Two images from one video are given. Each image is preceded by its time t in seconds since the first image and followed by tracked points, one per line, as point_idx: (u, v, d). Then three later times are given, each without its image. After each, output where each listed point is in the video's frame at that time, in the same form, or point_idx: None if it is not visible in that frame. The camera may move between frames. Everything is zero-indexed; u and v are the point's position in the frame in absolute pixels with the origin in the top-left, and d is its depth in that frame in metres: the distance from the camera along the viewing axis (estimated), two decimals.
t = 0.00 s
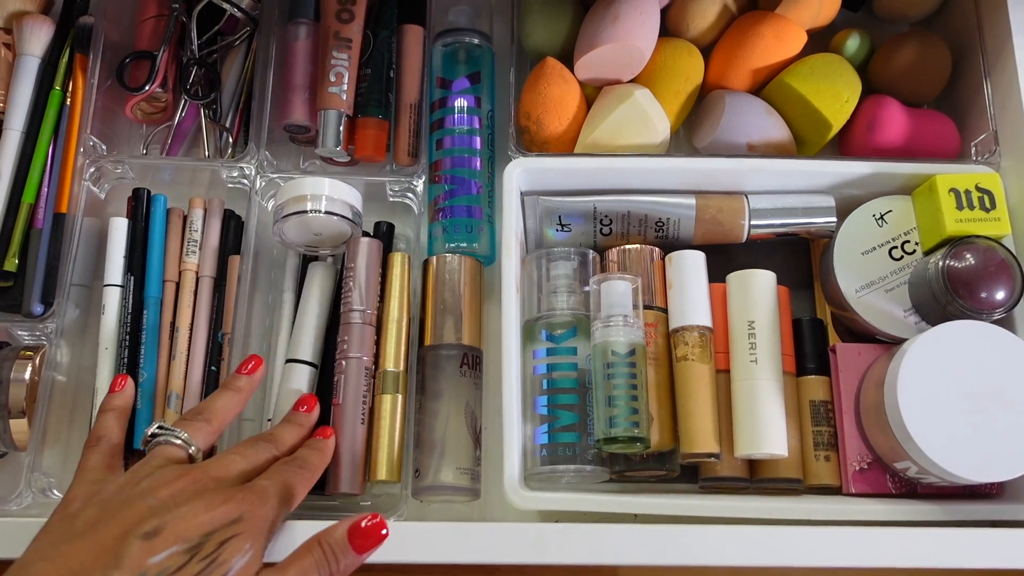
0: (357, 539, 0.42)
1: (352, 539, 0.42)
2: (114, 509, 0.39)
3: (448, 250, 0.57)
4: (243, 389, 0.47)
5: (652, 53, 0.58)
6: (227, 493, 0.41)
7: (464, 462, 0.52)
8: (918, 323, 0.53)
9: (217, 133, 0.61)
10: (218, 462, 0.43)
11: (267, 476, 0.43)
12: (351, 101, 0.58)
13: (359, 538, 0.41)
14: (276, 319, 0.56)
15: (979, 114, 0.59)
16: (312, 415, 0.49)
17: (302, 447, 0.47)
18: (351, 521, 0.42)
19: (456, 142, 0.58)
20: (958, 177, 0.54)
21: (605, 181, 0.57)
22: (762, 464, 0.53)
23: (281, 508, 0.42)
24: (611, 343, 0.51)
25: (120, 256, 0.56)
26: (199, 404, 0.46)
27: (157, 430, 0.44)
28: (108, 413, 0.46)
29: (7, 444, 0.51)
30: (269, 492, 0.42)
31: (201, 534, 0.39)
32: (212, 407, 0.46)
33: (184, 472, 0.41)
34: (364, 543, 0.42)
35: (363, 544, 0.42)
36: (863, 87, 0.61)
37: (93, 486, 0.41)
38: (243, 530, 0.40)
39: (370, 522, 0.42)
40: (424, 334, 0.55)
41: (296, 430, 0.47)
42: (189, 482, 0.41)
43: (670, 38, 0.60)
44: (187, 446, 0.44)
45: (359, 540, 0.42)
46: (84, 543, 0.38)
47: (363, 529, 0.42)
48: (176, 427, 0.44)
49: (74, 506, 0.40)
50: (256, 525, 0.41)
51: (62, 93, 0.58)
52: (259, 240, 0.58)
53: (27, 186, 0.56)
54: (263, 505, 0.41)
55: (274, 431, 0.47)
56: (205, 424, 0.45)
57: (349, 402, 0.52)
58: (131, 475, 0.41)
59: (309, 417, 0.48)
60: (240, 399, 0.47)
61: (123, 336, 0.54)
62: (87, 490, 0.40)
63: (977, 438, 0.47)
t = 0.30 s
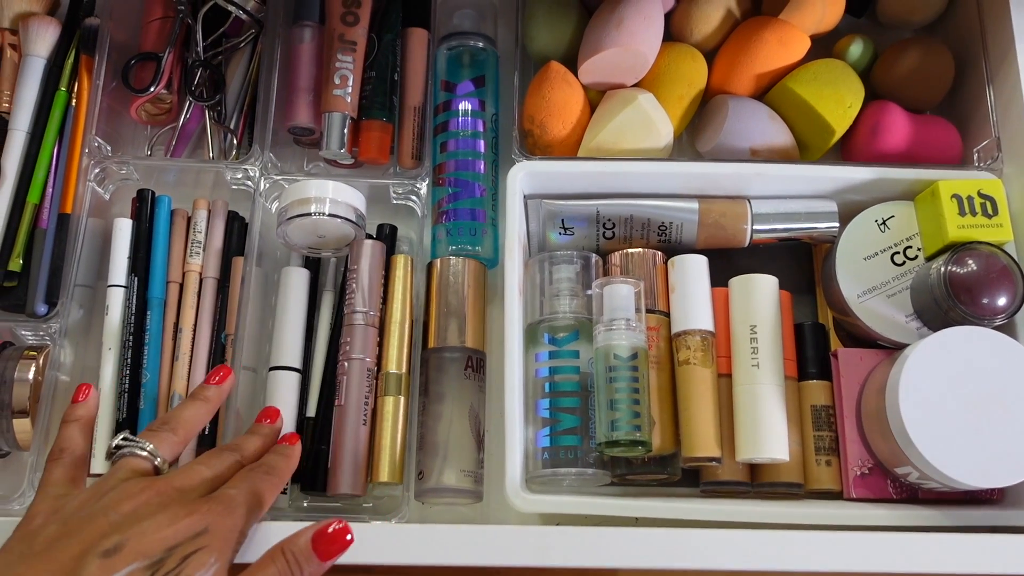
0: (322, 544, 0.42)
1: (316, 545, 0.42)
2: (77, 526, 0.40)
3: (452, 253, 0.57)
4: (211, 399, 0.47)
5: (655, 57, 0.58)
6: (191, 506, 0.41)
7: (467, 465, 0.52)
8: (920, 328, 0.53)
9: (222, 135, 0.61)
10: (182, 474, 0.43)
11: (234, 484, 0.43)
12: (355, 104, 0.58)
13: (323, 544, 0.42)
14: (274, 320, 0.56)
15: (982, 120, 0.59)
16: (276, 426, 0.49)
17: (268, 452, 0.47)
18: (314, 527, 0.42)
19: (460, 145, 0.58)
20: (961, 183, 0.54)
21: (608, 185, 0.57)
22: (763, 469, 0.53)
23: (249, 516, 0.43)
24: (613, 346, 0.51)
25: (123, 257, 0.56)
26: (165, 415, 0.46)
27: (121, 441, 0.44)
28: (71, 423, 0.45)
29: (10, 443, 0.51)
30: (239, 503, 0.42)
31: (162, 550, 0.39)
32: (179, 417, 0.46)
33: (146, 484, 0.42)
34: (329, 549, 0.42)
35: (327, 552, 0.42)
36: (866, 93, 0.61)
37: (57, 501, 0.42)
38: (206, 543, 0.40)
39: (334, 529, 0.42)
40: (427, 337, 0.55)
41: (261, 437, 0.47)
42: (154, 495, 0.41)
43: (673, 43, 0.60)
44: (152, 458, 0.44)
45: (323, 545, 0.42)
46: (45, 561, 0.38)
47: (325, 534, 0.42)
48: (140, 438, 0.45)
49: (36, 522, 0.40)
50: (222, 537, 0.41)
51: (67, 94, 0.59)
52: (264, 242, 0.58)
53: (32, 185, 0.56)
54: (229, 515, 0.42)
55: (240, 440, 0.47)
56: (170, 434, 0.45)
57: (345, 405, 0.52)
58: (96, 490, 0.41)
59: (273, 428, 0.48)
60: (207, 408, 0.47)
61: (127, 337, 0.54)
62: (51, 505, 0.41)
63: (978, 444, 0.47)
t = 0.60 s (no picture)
0: (356, 532, 0.41)
1: (351, 531, 0.41)
2: (115, 491, 0.39)
3: (458, 253, 0.57)
4: (263, 360, 0.47)
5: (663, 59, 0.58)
6: (231, 479, 0.40)
7: (472, 465, 0.52)
8: (927, 332, 0.53)
9: (229, 133, 0.61)
10: (234, 435, 0.42)
11: (283, 452, 0.42)
12: (363, 103, 0.58)
13: (357, 530, 0.41)
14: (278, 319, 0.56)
15: (990, 125, 0.59)
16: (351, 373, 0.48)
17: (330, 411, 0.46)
18: (352, 513, 0.41)
19: (467, 145, 0.58)
20: (968, 188, 0.54)
21: (615, 187, 0.57)
22: (768, 472, 0.53)
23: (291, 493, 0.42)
24: (618, 347, 0.51)
25: (129, 253, 0.56)
26: (217, 374, 0.46)
27: (169, 402, 0.44)
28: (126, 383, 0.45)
29: (15, 440, 0.51)
30: (280, 477, 0.41)
31: (198, 523, 0.39)
32: (227, 378, 0.46)
33: (185, 454, 0.41)
34: (363, 535, 0.41)
35: (361, 539, 0.41)
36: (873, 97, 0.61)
37: (102, 458, 0.41)
38: (242, 519, 0.40)
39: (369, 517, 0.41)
40: (432, 337, 0.55)
41: (328, 390, 0.46)
42: (192, 468, 0.40)
43: (681, 45, 0.60)
44: (199, 419, 0.44)
45: (356, 533, 0.41)
46: (78, 525, 0.38)
47: (362, 521, 0.41)
48: (188, 399, 0.44)
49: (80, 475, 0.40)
50: (258, 512, 0.40)
51: (75, 91, 0.58)
52: (270, 240, 0.58)
53: (38, 181, 0.56)
54: (267, 491, 0.41)
55: (304, 394, 0.46)
56: (218, 396, 0.45)
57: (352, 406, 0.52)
58: (141, 452, 0.41)
59: (347, 375, 0.47)
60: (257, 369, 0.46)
61: (132, 334, 0.55)
62: (98, 462, 0.41)
63: (985, 450, 0.47)
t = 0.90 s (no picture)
0: (342, 491, 0.43)
1: (337, 490, 0.43)
2: (119, 459, 0.40)
3: (461, 250, 0.57)
4: (241, 331, 0.48)
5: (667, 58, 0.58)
6: (229, 448, 0.42)
7: (474, 462, 0.52)
8: (930, 332, 0.53)
9: (233, 130, 0.61)
10: (219, 405, 0.43)
11: (277, 432, 0.44)
12: (367, 100, 0.58)
13: (342, 489, 0.43)
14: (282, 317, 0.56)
15: (994, 125, 0.59)
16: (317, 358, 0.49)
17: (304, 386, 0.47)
18: (334, 473, 0.43)
19: (470, 143, 0.58)
20: (972, 187, 0.54)
21: (618, 185, 0.57)
22: (770, 471, 0.53)
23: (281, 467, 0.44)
24: (621, 345, 0.51)
25: (134, 248, 0.56)
26: (198, 342, 0.47)
27: (155, 368, 0.45)
28: (108, 346, 0.46)
29: (17, 435, 0.51)
30: (274, 453, 0.43)
31: (202, 489, 0.40)
32: (211, 345, 0.46)
33: (182, 423, 0.42)
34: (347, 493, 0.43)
35: (346, 497, 0.43)
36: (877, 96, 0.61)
37: (93, 425, 0.42)
38: (242, 488, 0.41)
39: (351, 477, 0.43)
40: (435, 334, 0.55)
41: (300, 367, 0.48)
42: (190, 436, 0.42)
43: (685, 44, 0.60)
44: (184, 386, 0.44)
45: (341, 493, 0.43)
46: (85, 495, 0.39)
47: (347, 480, 0.43)
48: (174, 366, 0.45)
49: (76, 445, 0.41)
50: (254, 483, 0.42)
51: (80, 87, 0.59)
52: (273, 237, 0.58)
53: (43, 176, 0.56)
54: (263, 463, 0.43)
55: (280, 366, 0.47)
56: (202, 363, 0.46)
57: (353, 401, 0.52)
58: (135, 421, 0.42)
59: (314, 359, 0.49)
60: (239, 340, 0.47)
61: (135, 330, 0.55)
62: (88, 428, 0.42)
63: (987, 448, 0.47)
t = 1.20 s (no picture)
0: (301, 542, 0.41)
1: (295, 542, 0.41)
2: (63, 518, 0.40)
3: (462, 254, 0.57)
4: (207, 384, 0.47)
5: (667, 61, 0.58)
6: (177, 502, 0.41)
7: (475, 466, 0.52)
8: (931, 336, 0.53)
9: (234, 134, 0.61)
10: (176, 458, 0.43)
11: (232, 474, 0.43)
12: (367, 104, 0.58)
13: (301, 538, 0.41)
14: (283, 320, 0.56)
15: (995, 128, 0.58)
16: (288, 393, 0.47)
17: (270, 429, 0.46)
18: (294, 522, 0.41)
19: (471, 147, 0.58)
20: (973, 191, 0.54)
21: (619, 188, 0.57)
22: (771, 475, 0.53)
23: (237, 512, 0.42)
24: (622, 350, 0.51)
25: (134, 254, 0.56)
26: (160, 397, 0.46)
27: (114, 425, 0.44)
28: (66, 406, 0.45)
29: (18, 439, 0.52)
30: (228, 499, 0.42)
31: (147, 547, 0.40)
32: (171, 401, 0.45)
33: (130, 477, 0.42)
34: (306, 542, 0.41)
35: (305, 548, 0.41)
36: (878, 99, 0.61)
37: (45, 485, 0.42)
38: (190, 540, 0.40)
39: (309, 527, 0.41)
40: (436, 338, 0.55)
41: (267, 409, 0.46)
42: (140, 490, 0.41)
43: (685, 48, 0.60)
44: (141, 443, 0.44)
45: (301, 544, 0.41)
46: (27, 554, 0.39)
47: (306, 528, 0.41)
48: (131, 423, 0.44)
49: (25, 505, 0.41)
50: (204, 536, 0.41)
51: (81, 91, 0.59)
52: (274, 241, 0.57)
53: (44, 180, 0.56)
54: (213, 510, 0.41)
55: (245, 412, 0.46)
56: (162, 419, 0.45)
57: (354, 405, 0.53)
58: (85, 477, 0.42)
59: (284, 396, 0.47)
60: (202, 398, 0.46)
61: (136, 334, 0.55)
62: (40, 488, 0.42)
63: (988, 453, 0.47)
